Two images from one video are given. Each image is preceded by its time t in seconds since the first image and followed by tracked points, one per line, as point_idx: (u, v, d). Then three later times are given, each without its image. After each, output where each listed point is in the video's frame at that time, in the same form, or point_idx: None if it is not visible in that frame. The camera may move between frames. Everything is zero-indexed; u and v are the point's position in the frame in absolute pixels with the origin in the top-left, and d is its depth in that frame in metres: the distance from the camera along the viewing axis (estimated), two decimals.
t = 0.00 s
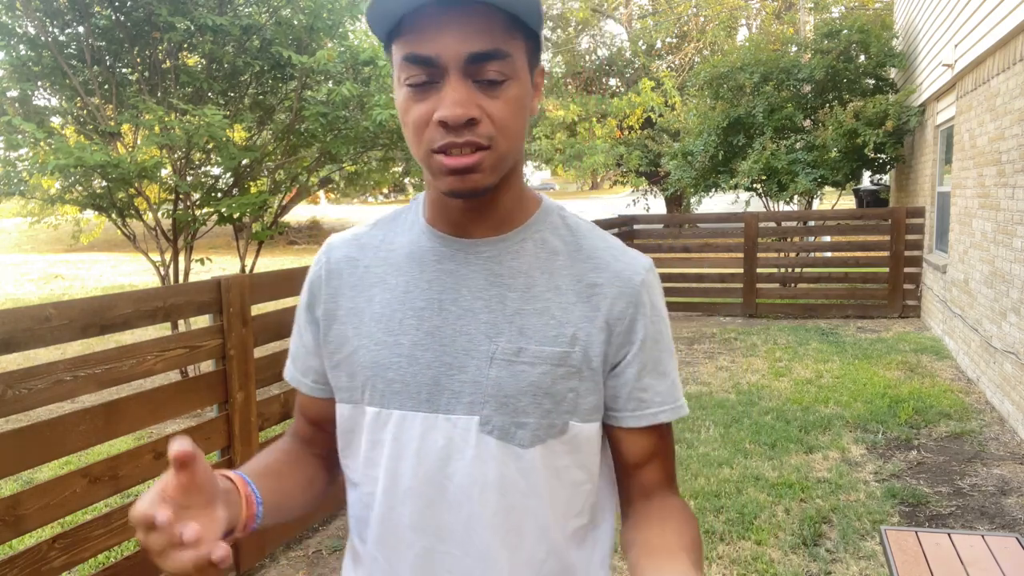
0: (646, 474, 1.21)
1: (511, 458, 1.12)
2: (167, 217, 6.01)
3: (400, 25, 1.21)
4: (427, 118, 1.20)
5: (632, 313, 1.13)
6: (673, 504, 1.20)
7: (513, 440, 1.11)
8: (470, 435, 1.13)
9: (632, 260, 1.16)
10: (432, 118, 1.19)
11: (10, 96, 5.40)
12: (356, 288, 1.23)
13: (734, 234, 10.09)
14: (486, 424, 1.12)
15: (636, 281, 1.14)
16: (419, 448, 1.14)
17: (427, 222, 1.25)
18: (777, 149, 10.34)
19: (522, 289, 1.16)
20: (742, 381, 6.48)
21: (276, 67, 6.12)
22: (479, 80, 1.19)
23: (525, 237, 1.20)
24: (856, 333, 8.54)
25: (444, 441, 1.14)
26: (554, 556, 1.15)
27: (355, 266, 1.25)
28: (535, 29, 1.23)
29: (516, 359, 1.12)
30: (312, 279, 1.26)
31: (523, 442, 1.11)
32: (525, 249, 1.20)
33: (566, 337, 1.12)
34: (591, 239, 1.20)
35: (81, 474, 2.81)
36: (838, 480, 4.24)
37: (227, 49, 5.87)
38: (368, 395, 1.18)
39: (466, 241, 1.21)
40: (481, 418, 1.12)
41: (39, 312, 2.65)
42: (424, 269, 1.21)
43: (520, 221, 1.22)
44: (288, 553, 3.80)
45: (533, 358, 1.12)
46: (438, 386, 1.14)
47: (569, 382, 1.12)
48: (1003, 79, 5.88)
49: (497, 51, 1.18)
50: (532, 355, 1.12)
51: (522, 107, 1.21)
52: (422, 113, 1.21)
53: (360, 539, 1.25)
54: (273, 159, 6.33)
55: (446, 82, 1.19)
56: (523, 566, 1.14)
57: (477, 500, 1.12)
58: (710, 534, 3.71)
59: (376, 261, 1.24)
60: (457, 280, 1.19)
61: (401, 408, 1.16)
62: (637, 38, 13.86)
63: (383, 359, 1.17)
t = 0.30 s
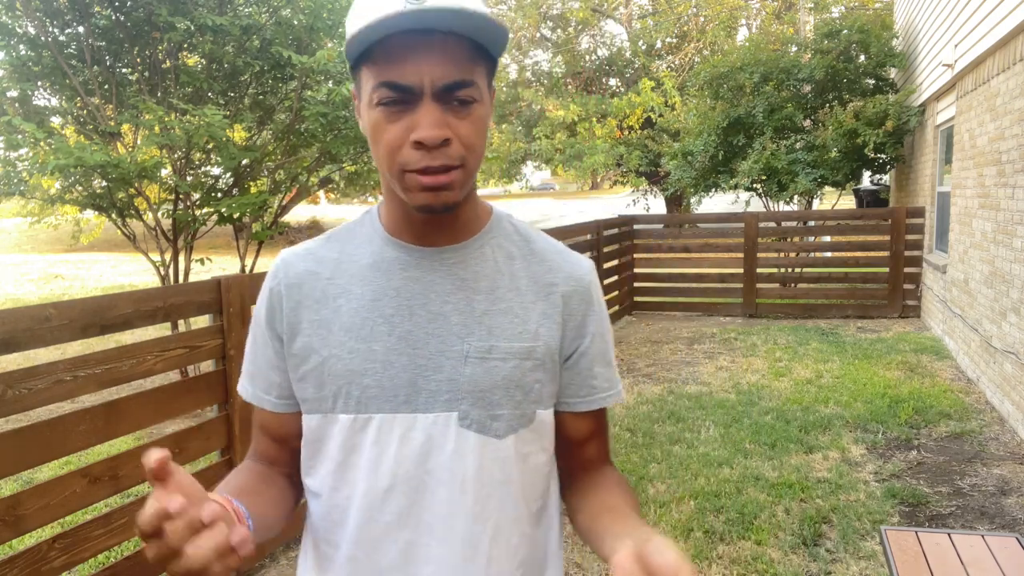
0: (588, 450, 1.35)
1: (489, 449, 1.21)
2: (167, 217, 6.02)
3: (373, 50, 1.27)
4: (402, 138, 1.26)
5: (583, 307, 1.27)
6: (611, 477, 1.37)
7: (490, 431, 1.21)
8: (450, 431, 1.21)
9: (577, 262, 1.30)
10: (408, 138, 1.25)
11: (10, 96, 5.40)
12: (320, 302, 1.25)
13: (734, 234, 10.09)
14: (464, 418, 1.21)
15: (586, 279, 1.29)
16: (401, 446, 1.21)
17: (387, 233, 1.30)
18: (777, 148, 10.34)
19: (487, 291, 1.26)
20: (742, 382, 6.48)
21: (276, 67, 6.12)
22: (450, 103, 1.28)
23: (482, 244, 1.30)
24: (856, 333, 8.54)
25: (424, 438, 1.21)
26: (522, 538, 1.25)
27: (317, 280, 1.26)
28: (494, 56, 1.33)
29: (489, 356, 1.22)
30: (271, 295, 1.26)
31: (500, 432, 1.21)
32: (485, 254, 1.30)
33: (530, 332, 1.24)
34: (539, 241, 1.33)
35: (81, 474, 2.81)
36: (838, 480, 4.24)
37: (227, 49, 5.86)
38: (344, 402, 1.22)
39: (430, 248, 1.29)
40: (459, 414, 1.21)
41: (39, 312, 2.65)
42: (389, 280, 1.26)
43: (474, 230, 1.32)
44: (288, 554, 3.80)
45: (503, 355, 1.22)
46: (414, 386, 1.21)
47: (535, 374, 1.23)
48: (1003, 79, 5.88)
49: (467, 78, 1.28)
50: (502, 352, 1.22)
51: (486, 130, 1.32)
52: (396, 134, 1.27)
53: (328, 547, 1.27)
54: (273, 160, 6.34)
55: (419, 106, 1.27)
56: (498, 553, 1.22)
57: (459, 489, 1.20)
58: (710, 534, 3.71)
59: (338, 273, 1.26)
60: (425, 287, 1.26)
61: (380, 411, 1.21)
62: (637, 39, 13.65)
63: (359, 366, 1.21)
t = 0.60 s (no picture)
0: (565, 437, 1.36)
1: (477, 437, 1.21)
2: (167, 217, 6.02)
3: (346, 46, 1.30)
4: (375, 128, 1.27)
5: (566, 300, 1.28)
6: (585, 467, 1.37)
7: (477, 420, 1.21)
8: (440, 421, 1.21)
9: (563, 257, 1.31)
10: (380, 127, 1.26)
11: (10, 96, 5.40)
12: (312, 297, 1.25)
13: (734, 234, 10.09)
14: (453, 409, 1.21)
15: (570, 275, 1.29)
16: (391, 437, 1.21)
17: (375, 230, 1.31)
18: (777, 149, 10.35)
19: (475, 286, 1.26)
20: (742, 381, 6.48)
21: (276, 67, 6.12)
22: (420, 90, 1.28)
23: (467, 238, 1.30)
24: (856, 333, 8.54)
25: (414, 429, 1.21)
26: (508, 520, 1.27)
27: (308, 275, 1.27)
28: (468, 50, 1.34)
29: (476, 348, 1.22)
30: (264, 291, 1.26)
31: (487, 421, 1.21)
32: (471, 249, 1.30)
33: (516, 324, 1.24)
34: (526, 238, 1.34)
35: (81, 474, 2.81)
36: (838, 480, 4.24)
37: (227, 49, 5.86)
38: (335, 395, 1.22)
39: (416, 244, 1.28)
40: (449, 404, 1.21)
41: (39, 312, 2.65)
42: (378, 273, 1.26)
43: (462, 227, 1.32)
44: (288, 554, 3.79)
45: (492, 347, 1.22)
46: (405, 378, 1.21)
47: (521, 366, 1.23)
48: (1003, 79, 5.88)
49: (436, 63, 1.28)
50: (490, 344, 1.22)
51: (459, 116, 1.31)
52: (370, 124, 1.28)
53: (318, 532, 1.28)
54: (273, 159, 6.33)
55: (391, 94, 1.28)
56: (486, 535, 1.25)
57: (449, 478, 1.21)
58: (710, 534, 3.71)
59: (329, 268, 1.27)
60: (415, 281, 1.26)
61: (371, 403, 1.21)
62: (636, 38, 13.68)
63: (350, 359, 1.22)
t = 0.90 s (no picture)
0: (599, 439, 1.31)
1: (493, 430, 1.20)
2: (167, 217, 6.02)
3: (380, 48, 1.31)
4: (402, 127, 1.28)
5: (589, 297, 1.24)
6: (619, 470, 1.30)
7: (493, 413, 1.20)
8: (455, 413, 1.20)
9: (587, 254, 1.27)
10: (406, 126, 1.27)
11: (10, 96, 5.40)
12: (344, 291, 1.29)
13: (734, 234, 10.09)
14: (468, 400, 1.20)
15: (594, 272, 1.25)
16: (409, 426, 1.22)
17: (406, 230, 1.32)
18: (778, 149, 10.35)
19: (495, 282, 1.25)
20: (742, 382, 6.48)
21: (276, 67, 6.11)
22: (447, 92, 1.28)
23: (492, 236, 1.29)
24: (856, 333, 8.54)
25: (430, 419, 1.21)
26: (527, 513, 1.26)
27: (343, 270, 1.31)
28: (498, 54, 1.33)
29: (492, 342, 1.20)
30: (304, 288, 1.33)
31: (503, 414, 1.20)
32: (495, 246, 1.28)
33: (535, 320, 1.21)
34: (554, 236, 1.30)
35: (81, 474, 2.81)
36: (838, 480, 4.24)
37: (227, 49, 5.86)
38: (360, 384, 1.25)
39: (440, 241, 1.29)
40: (464, 396, 1.20)
41: (39, 312, 2.65)
42: (405, 269, 1.28)
43: (487, 223, 1.30)
44: (288, 554, 3.79)
45: (507, 340, 1.20)
46: (423, 369, 1.21)
47: (539, 360, 1.21)
48: (1003, 79, 5.88)
49: (463, 66, 1.28)
50: (506, 338, 1.20)
51: (486, 118, 1.31)
52: (398, 124, 1.29)
53: (347, 513, 1.32)
54: (273, 159, 6.33)
55: (419, 95, 1.28)
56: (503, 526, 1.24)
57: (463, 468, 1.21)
58: (710, 534, 3.71)
59: (362, 262, 1.31)
60: (437, 276, 1.26)
61: (392, 393, 1.23)
62: (637, 38, 13.72)
63: (373, 350, 1.24)
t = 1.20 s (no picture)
0: (643, 423, 1.30)
1: (549, 420, 1.20)
2: (167, 217, 6.02)
3: (436, 53, 1.30)
4: (459, 131, 1.28)
5: (637, 288, 1.24)
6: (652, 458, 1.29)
7: (549, 400, 1.20)
8: (512, 401, 1.20)
9: (634, 246, 1.27)
10: (463, 130, 1.27)
11: (10, 96, 5.41)
12: (403, 287, 1.29)
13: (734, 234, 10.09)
14: (525, 389, 1.20)
15: (642, 263, 1.25)
16: (468, 414, 1.22)
17: (458, 227, 1.31)
18: (777, 149, 10.35)
19: (547, 276, 1.24)
20: (742, 382, 6.48)
21: (276, 67, 6.11)
22: (503, 98, 1.28)
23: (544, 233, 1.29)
24: (856, 333, 8.54)
25: (488, 407, 1.21)
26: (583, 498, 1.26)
27: (401, 265, 1.30)
28: (551, 58, 1.32)
29: (546, 334, 1.20)
30: (363, 285, 1.32)
31: (558, 402, 1.20)
32: (546, 242, 1.28)
33: (586, 312, 1.21)
34: (601, 229, 1.30)
35: (81, 474, 2.81)
36: (838, 480, 4.24)
37: (227, 49, 5.86)
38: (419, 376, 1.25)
39: (493, 238, 1.28)
40: (520, 385, 1.20)
41: (39, 312, 2.65)
42: (462, 265, 1.28)
43: (538, 221, 1.30)
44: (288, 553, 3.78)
45: (561, 332, 1.20)
46: (481, 360, 1.22)
47: (592, 351, 1.21)
48: (1003, 79, 5.88)
49: (519, 73, 1.28)
50: (560, 330, 1.20)
51: (539, 122, 1.30)
52: (454, 128, 1.29)
53: (409, 503, 1.33)
54: (273, 159, 6.33)
55: (475, 100, 1.28)
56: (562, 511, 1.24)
57: (522, 454, 1.21)
58: (710, 534, 3.71)
59: (420, 258, 1.30)
60: (491, 272, 1.26)
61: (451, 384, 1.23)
62: (637, 38, 13.77)
63: (433, 343, 1.24)
